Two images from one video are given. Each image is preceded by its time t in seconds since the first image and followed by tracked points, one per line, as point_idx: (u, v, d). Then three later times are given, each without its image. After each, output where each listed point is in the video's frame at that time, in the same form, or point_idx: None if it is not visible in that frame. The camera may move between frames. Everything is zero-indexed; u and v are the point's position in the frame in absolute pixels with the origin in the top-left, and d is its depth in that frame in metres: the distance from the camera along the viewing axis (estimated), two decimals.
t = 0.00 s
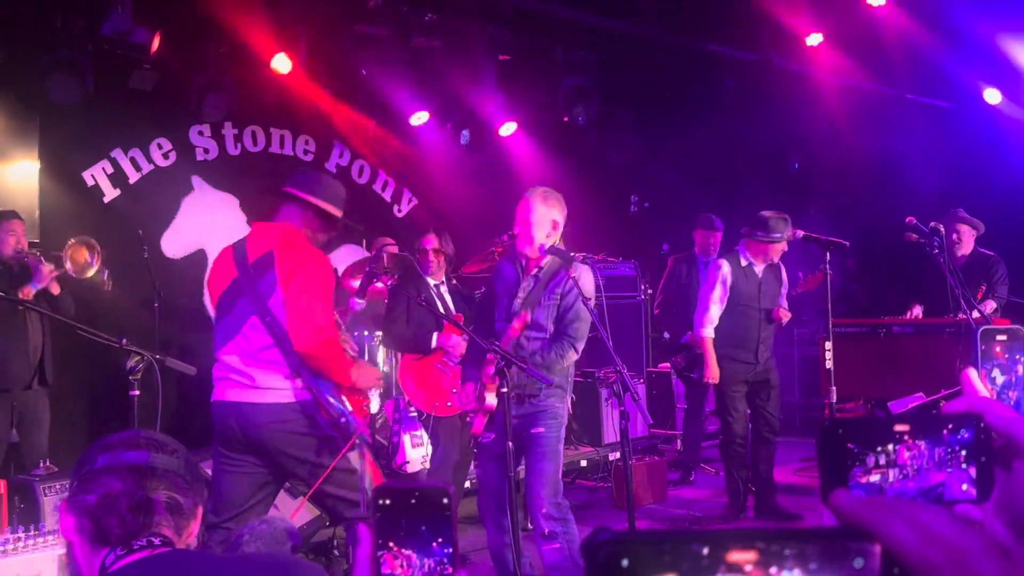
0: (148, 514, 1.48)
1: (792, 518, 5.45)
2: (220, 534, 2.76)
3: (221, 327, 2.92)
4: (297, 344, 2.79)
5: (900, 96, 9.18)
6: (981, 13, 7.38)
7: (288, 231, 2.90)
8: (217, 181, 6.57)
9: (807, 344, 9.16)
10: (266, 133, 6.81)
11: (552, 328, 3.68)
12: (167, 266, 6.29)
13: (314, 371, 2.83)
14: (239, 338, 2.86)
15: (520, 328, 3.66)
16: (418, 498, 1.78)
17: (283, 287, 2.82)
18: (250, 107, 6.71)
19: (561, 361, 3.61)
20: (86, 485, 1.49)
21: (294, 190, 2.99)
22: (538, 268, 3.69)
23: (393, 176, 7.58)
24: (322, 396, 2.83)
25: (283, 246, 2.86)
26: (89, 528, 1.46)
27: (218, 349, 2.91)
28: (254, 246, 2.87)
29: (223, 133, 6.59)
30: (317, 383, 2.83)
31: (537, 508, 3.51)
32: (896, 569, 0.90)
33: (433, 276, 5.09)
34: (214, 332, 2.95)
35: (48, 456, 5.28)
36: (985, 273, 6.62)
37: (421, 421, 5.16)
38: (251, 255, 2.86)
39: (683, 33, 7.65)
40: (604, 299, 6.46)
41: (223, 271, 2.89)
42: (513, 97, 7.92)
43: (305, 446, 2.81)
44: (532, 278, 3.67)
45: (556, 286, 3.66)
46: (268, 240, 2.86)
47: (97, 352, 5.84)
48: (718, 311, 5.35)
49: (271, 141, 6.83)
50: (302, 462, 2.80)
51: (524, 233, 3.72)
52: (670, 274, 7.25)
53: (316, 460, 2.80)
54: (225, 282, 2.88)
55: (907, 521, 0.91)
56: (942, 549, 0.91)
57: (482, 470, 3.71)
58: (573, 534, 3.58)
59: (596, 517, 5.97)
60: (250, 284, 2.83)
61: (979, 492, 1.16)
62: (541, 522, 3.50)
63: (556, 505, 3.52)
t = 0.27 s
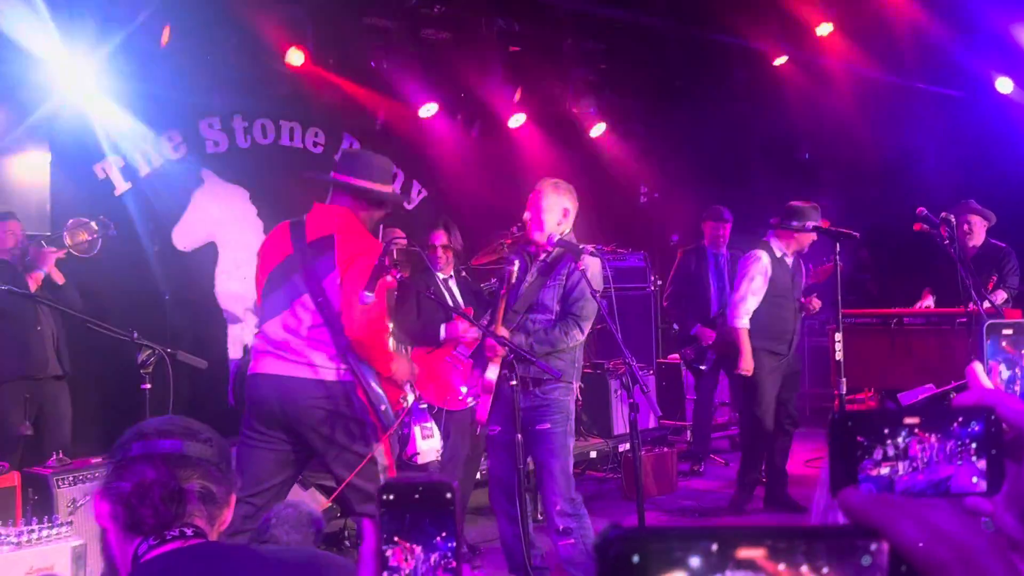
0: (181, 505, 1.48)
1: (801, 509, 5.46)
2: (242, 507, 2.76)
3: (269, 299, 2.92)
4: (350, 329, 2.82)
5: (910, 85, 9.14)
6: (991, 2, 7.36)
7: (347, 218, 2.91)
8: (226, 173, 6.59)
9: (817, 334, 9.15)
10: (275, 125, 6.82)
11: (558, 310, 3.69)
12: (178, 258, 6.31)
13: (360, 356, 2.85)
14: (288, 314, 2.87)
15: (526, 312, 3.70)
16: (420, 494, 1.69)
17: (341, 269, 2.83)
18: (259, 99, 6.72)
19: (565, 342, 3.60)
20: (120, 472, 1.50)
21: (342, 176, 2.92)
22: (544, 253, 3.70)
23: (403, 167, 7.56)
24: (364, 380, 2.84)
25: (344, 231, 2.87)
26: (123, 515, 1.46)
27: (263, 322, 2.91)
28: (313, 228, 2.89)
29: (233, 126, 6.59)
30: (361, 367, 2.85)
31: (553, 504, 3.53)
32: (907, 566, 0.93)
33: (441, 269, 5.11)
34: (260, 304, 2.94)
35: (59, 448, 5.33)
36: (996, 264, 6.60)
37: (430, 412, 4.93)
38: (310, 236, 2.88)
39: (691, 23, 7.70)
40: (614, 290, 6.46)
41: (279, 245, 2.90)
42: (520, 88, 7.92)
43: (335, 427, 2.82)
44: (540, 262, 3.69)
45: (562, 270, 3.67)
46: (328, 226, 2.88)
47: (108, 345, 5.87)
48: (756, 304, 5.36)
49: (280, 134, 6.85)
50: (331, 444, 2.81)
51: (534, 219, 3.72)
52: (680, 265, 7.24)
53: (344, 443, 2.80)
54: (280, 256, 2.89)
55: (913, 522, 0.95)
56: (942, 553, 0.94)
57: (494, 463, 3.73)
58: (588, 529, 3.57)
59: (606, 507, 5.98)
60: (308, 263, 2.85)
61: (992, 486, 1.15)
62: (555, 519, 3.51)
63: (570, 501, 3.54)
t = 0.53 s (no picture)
0: (210, 498, 1.56)
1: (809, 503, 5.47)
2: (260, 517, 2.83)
3: (252, 314, 3.01)
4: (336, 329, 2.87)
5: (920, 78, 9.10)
6: None
7: (315, 216, 2.98)
8: (233, 168, 6.60)
9: (826, 328, 9.13)
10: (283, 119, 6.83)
11: (574, 315, 3.70)
12: (186, 253, 6.32)
13: (353, 353, 2.95)
14: (273, 324, 2.96)
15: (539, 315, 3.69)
16: (424, 494, 1.37)
17: (318, 272, 2.90)
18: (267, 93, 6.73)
19: (585, 350, 3.68)
20: (150, 466, 1.57)
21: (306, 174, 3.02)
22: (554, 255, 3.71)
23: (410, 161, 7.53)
24: (361, 377, 2.95)
25: (315, 231, 2.94)
26: (155, 509, 1.54)
27: (253, 336, 3.01)
28: (283, 234, 2.95)
29: (241, 120, 6.60)
30: (357, 364, 2.95)
31: (559, 491, 3.60)
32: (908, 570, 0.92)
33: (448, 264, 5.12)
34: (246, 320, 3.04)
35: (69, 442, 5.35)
36: (1005, 257, 6.59)
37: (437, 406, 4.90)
38: (281, 242, 2.94)
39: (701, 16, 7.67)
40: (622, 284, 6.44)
41: (253, 258, 2.97)
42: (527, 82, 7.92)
43: (340, 429, 2.91)
44: (549, 266, 3.70)
45: (575, 273, 3.67)
46: (298, 225, 2.94)
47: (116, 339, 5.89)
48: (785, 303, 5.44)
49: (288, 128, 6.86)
50: (339, 445, 2.90)
51: (539, 216, 3.70)
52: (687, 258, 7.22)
53: (352, 441, 2.90)
54: (256, 269, 2.96)
55: (916, 526, 0.94)
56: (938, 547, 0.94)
57: (504, 455, 3.79)
58: (595, 517, 3.68)
59: (613, 502, 5.98)
60: (283, 270, 2.93)
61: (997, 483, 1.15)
62: (563, 505, 3.60)
63: (577, 487, 3.63)
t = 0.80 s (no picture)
0: (258, 499, 1.49)
1: (819, 497, 5.48)
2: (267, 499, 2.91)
3: (280, 295, 3.06)
4: (357, 324, 2.94)
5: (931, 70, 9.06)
6: None
7: (354, 209, 3.02)
8: (243, 162, 6.61)
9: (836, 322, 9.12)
10: (292, 114, 6.84)
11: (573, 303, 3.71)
12: (196, 247, 6.33)
13: (369, 350, 2.97)
14: (298, 311, 3.01)
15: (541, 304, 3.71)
16: (442, 509, 1.62)
17: (347, 265, 2.96)
18: (275, 88, 6.74)
19: (583, 337, 3.65)
20: (198, 464, 1.52)
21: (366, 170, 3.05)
22: (557, 244, 3.73)
23: (418, 155, 7.56)
24: (375, 375, 2.97)
25: (352, 225, 2.98)
26: (200, 510, 1.48)
27: (276, 319, 3.06)
28: (321, 224, 2.99)
29: (249, 114, 6.61)
30: (372, 362, 2.98)
31: (571, 489, 3.64)
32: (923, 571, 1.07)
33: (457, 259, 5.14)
34: (273, 300, 3.08)
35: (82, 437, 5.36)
36: (1016, 251, 6.57)
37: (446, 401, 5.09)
38: (318, 231, 2.99)
39: (711, 9, 7.65)
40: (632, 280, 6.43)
41: (287, 245, 3.02)
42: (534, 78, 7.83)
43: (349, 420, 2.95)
44: (553, 254, 3.71)
45: (575, 262, 3.69)
46: (333, 217, 2.98)
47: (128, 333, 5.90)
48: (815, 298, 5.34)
49: (297, 122, 6.87)
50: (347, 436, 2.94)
51: (543, 205, 3.71)
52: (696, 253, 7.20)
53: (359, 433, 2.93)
54: (289, 255, 3.01)
55: (943, 556, 1.05)
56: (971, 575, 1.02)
57: (511, 447, 3.82)
58: (606, 514, 3.68)
59: (622, 497, 5.99)
60: (314, 259, 2.98)
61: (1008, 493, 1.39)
62: (574, 504, 3.63)
63: (588, 485, 3.65)
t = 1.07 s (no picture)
0: (298, 497, 1.56)
1: (827, 494, 5.48)
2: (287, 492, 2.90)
3: (308, 286, 3.01)
4: (391, 321, 2.91)
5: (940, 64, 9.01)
6: None
7: (385, 202, 3.00)
8: (251, 156, 6.60)
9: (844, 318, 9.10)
10: (299, 108, 6.83)
11: (574, 293, 3.69)
12: (204, 241, 6.33)
13: (400, 345, 2.96)
14: (328, 303, 2.98)
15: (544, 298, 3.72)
16: (458, 515, 2.01)
17: (382, 260, 2.93)
18: (282, 82, 6.73)
19: (585, 326, 3.60)
20: (239, 460, 1.58)
21: (393, 161, 2.98)
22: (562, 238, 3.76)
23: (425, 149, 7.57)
24: (404, 371, 2.97)
25: (383, 219, 2.97)
26: (242, 509, 1.55)
27: (304, 309, 3.02)
28: (354, 216, 2.97)
29: (257, 109, 6.60)
30: (402, 358, 2.97)
31: (576, 491, 3.65)
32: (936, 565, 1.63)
33: (466, 254, 5.13)
34: (299, 291, 3.04)
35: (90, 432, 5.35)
36: None
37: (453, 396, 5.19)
38: (350, 225, 2.96)
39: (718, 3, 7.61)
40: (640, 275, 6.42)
41: (319, 236, 2.99)
42: (541, 69, 7.70)
43: (371, 415, 2.92)
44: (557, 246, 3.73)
45: (578, 252, 3.69)
46: (366, 210, 2.96)
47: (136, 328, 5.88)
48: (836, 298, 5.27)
49: (304, 116, 6.86)
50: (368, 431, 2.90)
51: (550, 202, 3.75)
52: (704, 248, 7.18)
53: (380, 429, 2.91)
54: (319, 247, 2.98)
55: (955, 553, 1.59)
56: None
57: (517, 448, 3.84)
58: (612, 513, 3.70)
59: (629, 492, 5.98)
60: (346, 252, 2.94)
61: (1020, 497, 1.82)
62: (579, 505, 3.64)
63: (593, 486, 3.65)
